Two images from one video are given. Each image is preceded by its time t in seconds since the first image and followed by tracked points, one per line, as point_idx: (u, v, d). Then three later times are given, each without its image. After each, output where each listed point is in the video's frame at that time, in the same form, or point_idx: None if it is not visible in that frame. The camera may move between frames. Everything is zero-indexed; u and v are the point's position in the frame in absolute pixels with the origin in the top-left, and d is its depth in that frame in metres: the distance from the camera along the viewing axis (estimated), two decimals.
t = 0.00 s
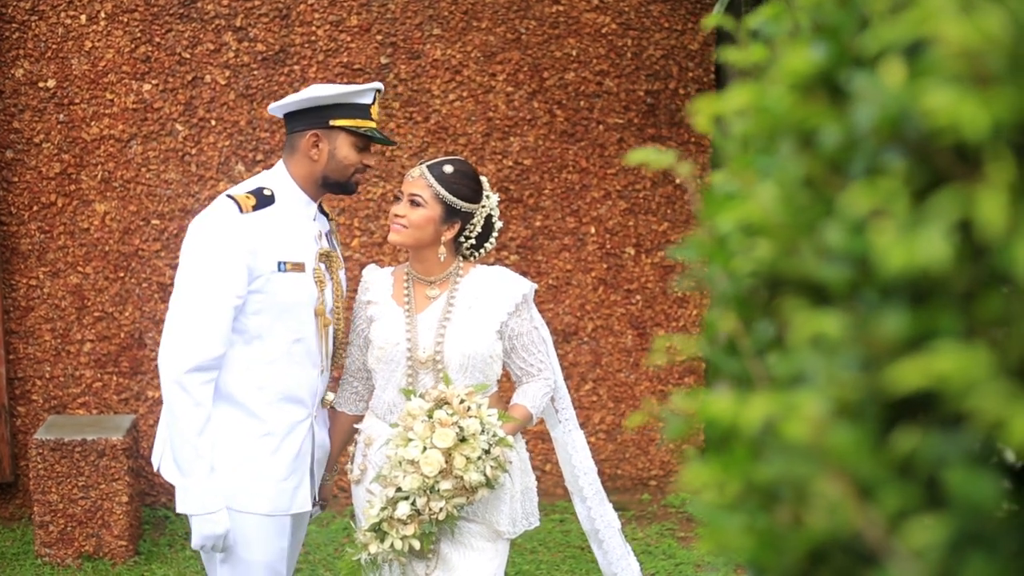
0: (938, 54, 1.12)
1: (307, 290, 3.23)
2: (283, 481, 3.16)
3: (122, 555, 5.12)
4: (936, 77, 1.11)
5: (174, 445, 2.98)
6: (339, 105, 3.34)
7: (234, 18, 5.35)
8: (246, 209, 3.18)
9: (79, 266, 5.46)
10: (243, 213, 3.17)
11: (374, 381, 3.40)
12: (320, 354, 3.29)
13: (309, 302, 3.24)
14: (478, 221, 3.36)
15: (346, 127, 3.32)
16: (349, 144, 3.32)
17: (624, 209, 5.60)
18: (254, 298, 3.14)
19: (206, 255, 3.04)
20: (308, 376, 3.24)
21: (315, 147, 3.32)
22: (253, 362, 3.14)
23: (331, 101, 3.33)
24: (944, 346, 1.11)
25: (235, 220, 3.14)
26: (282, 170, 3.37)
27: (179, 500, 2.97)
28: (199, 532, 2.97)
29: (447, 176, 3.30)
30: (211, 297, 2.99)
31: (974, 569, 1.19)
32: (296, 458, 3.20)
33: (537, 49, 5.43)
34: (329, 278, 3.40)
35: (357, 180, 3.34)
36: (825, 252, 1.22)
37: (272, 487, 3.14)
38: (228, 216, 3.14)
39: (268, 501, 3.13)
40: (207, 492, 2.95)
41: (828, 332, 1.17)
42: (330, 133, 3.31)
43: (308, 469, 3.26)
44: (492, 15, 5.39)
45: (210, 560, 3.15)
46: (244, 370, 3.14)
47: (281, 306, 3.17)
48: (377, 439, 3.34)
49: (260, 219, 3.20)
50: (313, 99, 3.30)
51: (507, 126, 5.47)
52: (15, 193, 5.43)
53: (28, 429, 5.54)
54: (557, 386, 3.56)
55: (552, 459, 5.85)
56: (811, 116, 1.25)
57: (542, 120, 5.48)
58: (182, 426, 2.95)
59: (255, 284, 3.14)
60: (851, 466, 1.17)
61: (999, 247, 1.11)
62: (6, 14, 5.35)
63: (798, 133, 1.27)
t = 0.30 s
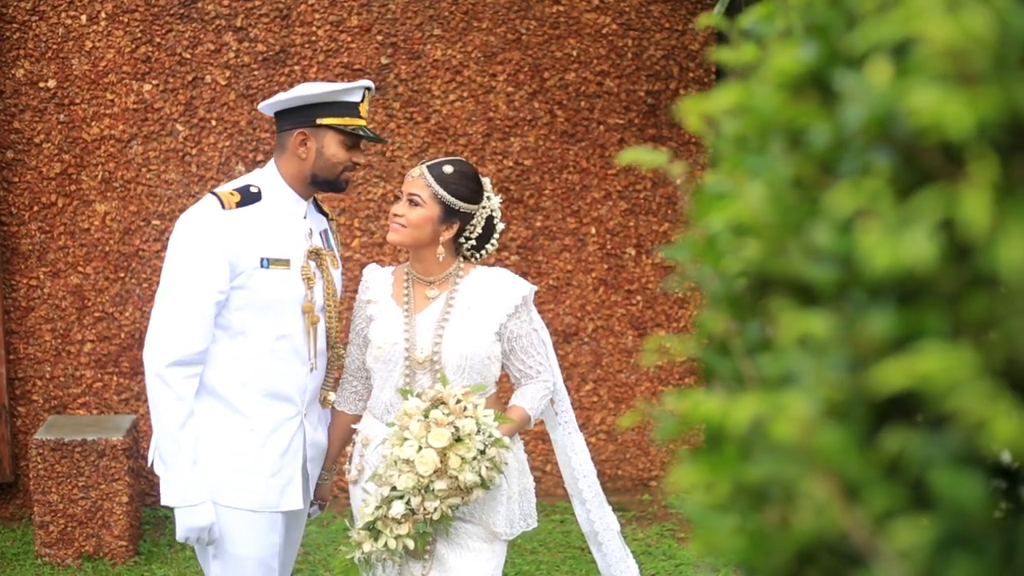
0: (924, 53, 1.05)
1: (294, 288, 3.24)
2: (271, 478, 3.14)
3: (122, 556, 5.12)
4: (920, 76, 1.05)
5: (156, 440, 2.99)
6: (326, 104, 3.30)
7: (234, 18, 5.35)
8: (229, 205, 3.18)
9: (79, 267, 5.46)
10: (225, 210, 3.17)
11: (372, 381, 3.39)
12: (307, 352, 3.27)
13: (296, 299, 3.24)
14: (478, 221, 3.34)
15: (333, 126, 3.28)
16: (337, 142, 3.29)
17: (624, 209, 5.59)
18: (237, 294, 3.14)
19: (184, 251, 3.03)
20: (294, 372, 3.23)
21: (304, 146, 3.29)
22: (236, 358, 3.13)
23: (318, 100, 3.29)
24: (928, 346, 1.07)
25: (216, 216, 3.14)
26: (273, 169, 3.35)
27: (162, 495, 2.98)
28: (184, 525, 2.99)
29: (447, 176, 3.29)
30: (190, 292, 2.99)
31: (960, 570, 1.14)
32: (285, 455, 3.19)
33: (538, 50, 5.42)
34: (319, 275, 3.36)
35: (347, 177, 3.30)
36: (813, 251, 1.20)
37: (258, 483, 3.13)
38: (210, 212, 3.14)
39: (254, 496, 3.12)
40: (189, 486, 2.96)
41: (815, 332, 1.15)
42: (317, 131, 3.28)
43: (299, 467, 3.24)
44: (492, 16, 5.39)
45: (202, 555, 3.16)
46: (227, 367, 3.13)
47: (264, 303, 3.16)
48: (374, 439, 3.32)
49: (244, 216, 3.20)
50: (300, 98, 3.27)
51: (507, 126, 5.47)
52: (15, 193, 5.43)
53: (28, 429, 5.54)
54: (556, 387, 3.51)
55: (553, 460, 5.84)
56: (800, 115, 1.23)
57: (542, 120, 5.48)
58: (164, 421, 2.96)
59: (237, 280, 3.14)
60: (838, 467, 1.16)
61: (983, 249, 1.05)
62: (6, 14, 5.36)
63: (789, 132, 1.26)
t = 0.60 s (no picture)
0: (910, 52, 1.03)
1: (283, 284, 3.23)
2: (251, 473, 3.11)
3: (123, 556, 5.12)
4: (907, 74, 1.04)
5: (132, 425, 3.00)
6: (323, 104, 3.29)
7: (235, 19, 5.35)
8: (219, 198, 3.22)
9: (80, 267, 5.46)
10: (215, 202, 3.21)
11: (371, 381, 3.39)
12: (296, 350, 3.25)
13: (284, 295, 3.23)
14: (476, 222, 3.32)
15: (329, 126, 3.26)
16: (333, 142, 3.27)
17: (625, 209, 5.58)
18: (221, 287, 3.14)
19: (169, 241, 3.07)
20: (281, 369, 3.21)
21: (300, 145, 3.28)
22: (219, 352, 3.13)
23: (314, 99, 3.27)
24: (916, 346, 1.06)
25: (205, 208, 3.17)
26: (270, 168, 3.36)
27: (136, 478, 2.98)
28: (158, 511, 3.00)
29: (445, 177, 3.28)
30: (171, 281, 3.01)
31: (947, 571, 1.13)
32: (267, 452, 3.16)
33: (538, 50, 5.42)
34: (312, 274, 3.33)
35: (343, 178, 3.29)
36: (805, 252, 1.20)
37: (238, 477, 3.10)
38: (199, 204, 3.17)
39: (233, 490, 3.09)
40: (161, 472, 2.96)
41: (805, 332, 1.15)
42: (313, 131, 3.26)
43: (283, 465, 3.19)
44: (493, 16, 5.39)
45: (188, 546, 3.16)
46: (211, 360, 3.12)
47: (249, 297, 3.16)
48: (371, 440, 3.31)
49: (234, 209, 3.22)
50: (295, 98, 3.25)
51: (508, 126, 5.46)
52: (16, 193, 5.43)
53: (28, 429, 5.54)
54: (556, 388, 3.49)
55: (553, 460, 5.84)
56: (792, 115, 1.23)
57: (543, 120, 5.48)
58: (140, 406, 2.98)
59: (222, 273, 3.14)
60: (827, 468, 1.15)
61: (969, 247, 1.04)
62: (7, 15, 5.36)
63: (781, 132, 1.25)
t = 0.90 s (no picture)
0: (901, 50, 1.03)
1: (275, 284, 3.22)
2: (236, 472, 3.10)
3: (125, 555, 5.11)
4: (898, 72, 1.03)
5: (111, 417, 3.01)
6: (320, 105, 3.29)
7: (237, 18, 5.35)
8: (213, 195, 3.23)
9: (81, 266, 5.46)
10: (209, 198, 3.22)
11: (370, 381, 3.39)
12: (286, 350, 3.23)
13: (277, 294, 3.22)
14: (474, 222, 3.31)
15: (325, 126, 3.26)
16: (329, 143, 3.27)
17: (627, 209, 5.57)
18: (210, 284, 3.14)
19: (160, 237, 3.09)
20: (270, 369, 3.19)
21: (296, 145, 3.29)
22: (206, 349, 3.12)
23: (312, 100, 3.28)
24: (906, 345, 1.06)
25: (200, 205, 3.19)
26: (267, 169, 3.36)
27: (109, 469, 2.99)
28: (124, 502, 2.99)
29: (442, 176, 3.28)
30: (159, 276, 3.03)
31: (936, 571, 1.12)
32: (251, 451, 3.14)
33: (540, 49, 5.41)
34: (304, 274, 3.32)
35: (339, 179, 3.29)
36: (796, 251, 1.19)
37: (219, 474, 3.08)
38: (195, 201, 3.19)
39: (213, 487, 3.08)
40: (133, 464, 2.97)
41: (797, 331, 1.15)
42: (310, 131, 3.26)
43: (268, 465, 3.17)
44: (494, 15, 5.38)
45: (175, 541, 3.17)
46: (197, 357, 3.11)
47: (239, 295, 3.15)
48: (369, 439, 3.32)
49: (227, 206, 3.23)
50: (293, 97, 3.26)
51: (510, 126, 5.46)
52: (18, 193, 5.43)
53: (31, 428, 5.55)
54: (555, 387, 3.48)
55: (555, 459, 5.84)
56: (784, 114, 1.23)
57: (545, 119, 5.47)
58: (119, 398, 3.00)
59: (212, 270, 3.14)
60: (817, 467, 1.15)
61: (958, 246, 1.03)
62: (9, 14, 5.37)
63: (775, 132, 1.25)
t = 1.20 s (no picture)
0: (896, 47, 1.02)
1: (263, 285, 3.22)
2: (222, 472, 3.10)
3: (127, 554, 5.11)
4: (893, 69, 1.03)
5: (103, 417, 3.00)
6: (312, 105, 3.27)
7: (240, 17, 5.35)
8: (201, 194, 3.22)
9: (84, 265, 5.45)
10: (196, 198, 3.21)
11: (371, 379, 3.39)
12: (272, 350, 3.23)
13: (265, 295, 3.22)
14: (476, 222, 3.30)
15: (317, 127, 3.25)
16: (320, 143, 3.26)
17: (630, 209, 5.56)
18: (197, 284, 3.13)
19: (149, 237, 3.08)
20: (257, 370, 3.19)
21: (287, 145, 3.28)
22: (195, 349, 3.11)
23: (303, 100, 3.26)
24: (902, 343, 1.05)
25: (187, 205, 3.18)
26: (258, 169, 3.35)
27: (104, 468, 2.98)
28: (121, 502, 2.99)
29: (445, 176, 3.27)
30: (148, 276, 3.02)
31: (931, 571, 1.11)
32: (238, 451, 3.13)
33: (543, 49, 5.41)
34: (294, 274, 3.31)
35: (330, 179, 3.28)
36: (793, 249, 1.18)
37: (207, 474, 3.08)
38: (181, 202, 3.18)
39: (202, 487, 3.08)
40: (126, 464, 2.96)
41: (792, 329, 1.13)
42: (301, 132, 3.25)
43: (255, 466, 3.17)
44: (497, 15, 5.37)
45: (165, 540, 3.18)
46: (185, 357, 3.10)
47: (227, 294, 3.15)
48: (369, 438, 3.30)
49: (214, 206, 3.22)
50: (284, 98, 3.24)
51: (512, 125, 5.45)
52: (21, 192, 5.43)
53: (33, 427, 5.56)
54: (557, 388, 3.47)
55: (558, 459, 5.83)
56: (781, 112, 1.22)
57: (548, 119, 5.46)
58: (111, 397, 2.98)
59: (199, 270, 3.13)
60: (813, 467, 1.14)
61: (953, 243, 1.02)
62: (12, 14, 5.37)
63: (772, 130, 1.24)
